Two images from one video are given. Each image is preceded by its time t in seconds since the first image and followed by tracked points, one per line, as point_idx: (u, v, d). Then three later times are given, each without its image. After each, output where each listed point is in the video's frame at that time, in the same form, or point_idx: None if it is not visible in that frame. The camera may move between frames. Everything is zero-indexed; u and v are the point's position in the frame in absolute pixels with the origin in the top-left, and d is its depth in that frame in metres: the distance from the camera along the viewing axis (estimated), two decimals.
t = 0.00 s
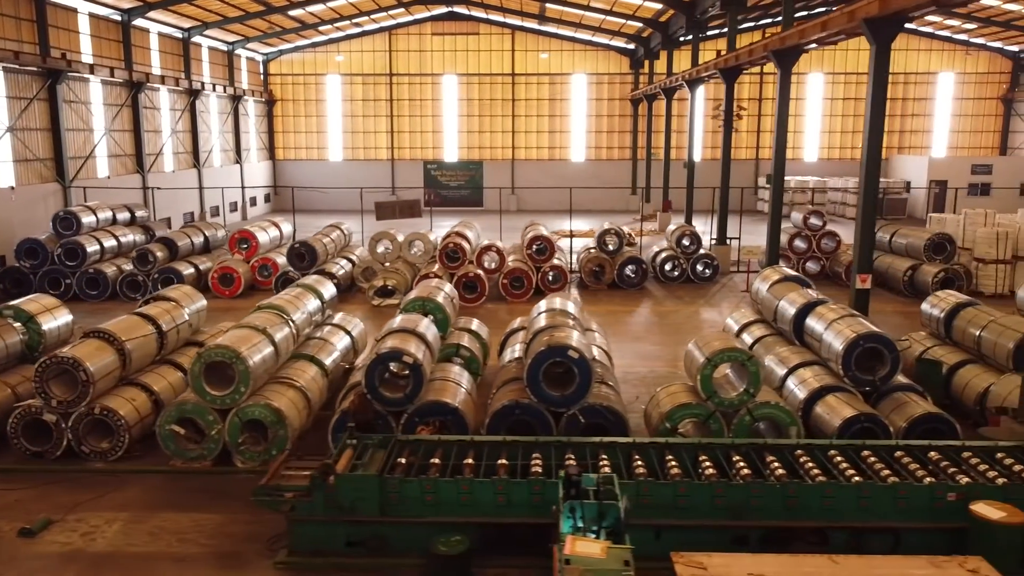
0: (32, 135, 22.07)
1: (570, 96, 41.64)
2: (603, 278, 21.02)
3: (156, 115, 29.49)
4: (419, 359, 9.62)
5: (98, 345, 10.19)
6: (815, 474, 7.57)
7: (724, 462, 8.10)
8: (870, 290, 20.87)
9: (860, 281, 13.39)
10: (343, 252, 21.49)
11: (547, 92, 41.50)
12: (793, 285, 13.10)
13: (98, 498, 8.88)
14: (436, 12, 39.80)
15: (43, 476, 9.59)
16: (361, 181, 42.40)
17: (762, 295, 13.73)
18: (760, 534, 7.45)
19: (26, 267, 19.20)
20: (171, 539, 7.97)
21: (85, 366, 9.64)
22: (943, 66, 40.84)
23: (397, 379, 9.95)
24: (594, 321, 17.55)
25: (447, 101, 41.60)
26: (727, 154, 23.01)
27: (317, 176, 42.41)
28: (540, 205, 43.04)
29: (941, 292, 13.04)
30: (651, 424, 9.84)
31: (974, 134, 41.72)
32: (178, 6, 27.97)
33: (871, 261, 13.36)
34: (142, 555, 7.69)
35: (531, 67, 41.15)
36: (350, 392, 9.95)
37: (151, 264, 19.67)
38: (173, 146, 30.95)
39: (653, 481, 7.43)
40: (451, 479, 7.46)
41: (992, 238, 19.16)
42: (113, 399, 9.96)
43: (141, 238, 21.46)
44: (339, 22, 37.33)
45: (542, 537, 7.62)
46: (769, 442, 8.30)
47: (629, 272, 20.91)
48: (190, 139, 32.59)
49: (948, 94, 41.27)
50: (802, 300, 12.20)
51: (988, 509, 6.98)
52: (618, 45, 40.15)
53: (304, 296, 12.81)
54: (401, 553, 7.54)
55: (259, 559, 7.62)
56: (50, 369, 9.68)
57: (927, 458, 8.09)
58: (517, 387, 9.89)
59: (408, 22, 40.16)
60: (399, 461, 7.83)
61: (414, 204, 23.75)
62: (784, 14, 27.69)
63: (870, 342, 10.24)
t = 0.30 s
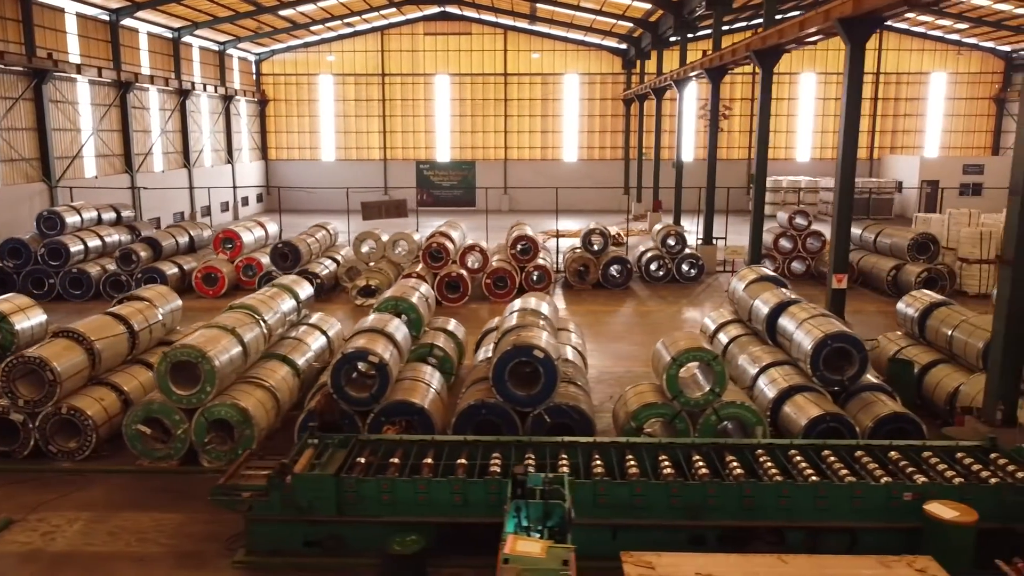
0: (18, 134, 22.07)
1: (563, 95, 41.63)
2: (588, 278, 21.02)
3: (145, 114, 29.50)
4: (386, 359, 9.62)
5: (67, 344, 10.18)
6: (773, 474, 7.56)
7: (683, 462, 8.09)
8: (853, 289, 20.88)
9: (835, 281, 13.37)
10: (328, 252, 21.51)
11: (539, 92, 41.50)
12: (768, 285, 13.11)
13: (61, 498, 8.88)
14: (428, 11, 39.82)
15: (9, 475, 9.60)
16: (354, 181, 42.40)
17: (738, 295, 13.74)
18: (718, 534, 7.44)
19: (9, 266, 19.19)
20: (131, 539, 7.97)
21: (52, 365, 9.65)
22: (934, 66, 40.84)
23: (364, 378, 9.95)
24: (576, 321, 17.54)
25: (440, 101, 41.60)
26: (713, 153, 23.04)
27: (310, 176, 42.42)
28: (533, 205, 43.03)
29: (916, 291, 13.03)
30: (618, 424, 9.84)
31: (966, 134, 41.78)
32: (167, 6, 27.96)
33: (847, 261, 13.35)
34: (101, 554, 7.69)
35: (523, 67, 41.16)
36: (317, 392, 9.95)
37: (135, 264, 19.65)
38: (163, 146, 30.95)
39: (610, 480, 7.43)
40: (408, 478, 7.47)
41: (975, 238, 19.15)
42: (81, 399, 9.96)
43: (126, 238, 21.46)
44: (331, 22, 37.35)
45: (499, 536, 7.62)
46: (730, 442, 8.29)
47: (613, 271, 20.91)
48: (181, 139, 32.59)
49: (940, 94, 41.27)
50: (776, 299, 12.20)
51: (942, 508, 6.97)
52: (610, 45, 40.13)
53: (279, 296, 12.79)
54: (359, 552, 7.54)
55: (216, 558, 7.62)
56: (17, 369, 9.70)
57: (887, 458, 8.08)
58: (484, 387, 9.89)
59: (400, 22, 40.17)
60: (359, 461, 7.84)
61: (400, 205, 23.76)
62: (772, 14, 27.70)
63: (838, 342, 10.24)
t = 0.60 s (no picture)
0: (3, 134, 22.06)
1: (555, 95, 41.59)
2: (573, 278, 21.03)
3: (134, 114, 29.48)
4: (352, 359, 9.61)
5: (36, 344, 10.18)
6: (730, 474, 7.56)
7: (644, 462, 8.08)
8: (837, 289, 20.89)
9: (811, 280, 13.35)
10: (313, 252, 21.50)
11: (532, 91, 41.46)
12: (744, 285, 13.12)
13: (25, 498, 8.88)
14: (421, 11, 39.81)
15: None
16: (347, 180, 42.39)
17: (715, 294, 13.74)
18: (675, 533, 7.43)
19: None
20: (90, 539, 7.96)
21: (19, 365, 9.66)
22: (927, 66, 40.80)
23: (331, 377, 9.97)
24: (558, 320, 17.53)
25: (432, 100, 41.57)
26: (699, 153, 23.04)
27: (302, 176, 42.41)
28: (526, 205, 43.03)
29: (891, 292, 13.02)
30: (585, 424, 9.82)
31: (959, 134, 41.82)
32: (155, 6, 27.93)
33: (823, 261, 13.34)
34: (59, 554, 7.68)
35: (515, 67, 41.14)
36: (285, 392, 9.95)
37: (118, 264, 19.61)
38: (153, 146, 30.95)
39: (567, 480, 7.43)
40: (365, 478, 7.47)
41: (959, 238, 19.14)
42: (48, 399, 9.97)
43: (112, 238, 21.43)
44: (322, 21, 37.34)
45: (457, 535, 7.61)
46: (691, 442, 8.29)
47: (598, 271, 20.92)
48: (171, 139, 32.60)
49: (932, 94, 41.25)
50: (750, 298, 12.21)
51: (896, 508, 6.96)
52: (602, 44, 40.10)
53: (254, 295, 12.77)
54: (316, 552, 7.54)
55: (174, 557, 7.62)
56: None
57: (848, 457, 8.07)
58: (451, 386, 9.89)
59: (392, 21, 40.14)
60: (318, 460, 7.84)
61: (387, 204, 23.75)
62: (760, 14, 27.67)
63: (807, 342, 10.24)
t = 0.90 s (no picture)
0: None
1: (548, 95, 41.59)
2: (557, 278, 21.05)
3: (124, 114, 29.48)
4: (319, 359, 9.60)
5: (4, 344, 10.18)
6: (688, 474, 7.56)
7: (605, 462, 8.08)
8: (822, 290, 20.88)
9: (788, 281, 13.33)
10: (299, 252, 21.52)
11: (524, 91, 41.45)
12: (720, 285, 13.13)
13: None
14: (413, 11, 39.83)
15: None
16: (339, 180, 42.40)
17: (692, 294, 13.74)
18: (632, 533, 7.43)
19: None
20: (49, 539, 7.95)
21: None
22: (919, 66, 40.78)
23: (299, 377, 9.98)
24: (539, 321, 17.53)
25: (424, 101, 41.54)
26: (685, 153, 23.03)
27: (295, 176, 42.43)
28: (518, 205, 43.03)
29: (867, 292, 13.01)
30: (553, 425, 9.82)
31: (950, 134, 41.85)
32: (144, 6, 27.90)
33: (800, 261, 13.32)
34: (16, 554, 7.67)
35: (507, 67, 41.13)
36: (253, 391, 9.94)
37: (101, 264, 19.57)
38: (143, 146, 30.95)
39: (524, 481, 7.43)
40: (322, 479, 7.47)
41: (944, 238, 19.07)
42: (16, 399, 9.99)
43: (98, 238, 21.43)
44: (314, 22, 37.35)
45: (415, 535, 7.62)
46: (652, 442, 8.28)
47: (583, 271, 20.93)
48: (161, 139, 32.60)
49: (925, 94, 41.25)
50: (723, 299, 12.21)
51: (850, 509, 6.95)
52: (594, 45, 40.09)
53: (230, 296, 12.74)
54: (274, 552, 7.54)
55: (131, 558, 7.60)
56: None
57: (808, 457, 8.06)
58: (419, 386, 9.89)
59: (385, 21, 40.14)
60: (278, 461, 7.85)
61: (374, 204, 23.74)
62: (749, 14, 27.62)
63: (776, 342, 10.23)
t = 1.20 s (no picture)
0: None
1: (540, 96, 41.59)
2: (542, 278, 21.04)
3: (113, 114, 29.48)
4: (285, 359, 9.59)
5: None
6: (645, 475, 7.55)
7: (565, 463, 8.08)
8: (807, 290, 20.87)
9: (765, 280, 13.31)
10: (285, 253, 21.51)
11: (517, 92, 41.45)
12: (696, 285, 13.13)
13: None
14: (405, 11, 39.84)
15: None
16: (332, 181, 42.40)
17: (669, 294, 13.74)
18: (589, 534, 7.43)
19: None
20: (9, 539, 7.94)
21: None
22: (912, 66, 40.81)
23: (267, 377, 9.98)
24: (521, 321, 17.53)
25: (417, 101, 41.54)
26: (671, 153, 23.02)
27: (287, 176, 42.44)
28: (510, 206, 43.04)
29: (843, 292, 12.99)
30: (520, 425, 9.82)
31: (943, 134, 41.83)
32: (133, 6, 27.90)
33: (776, 261, 13.30)
34: None
35: (499, 67, 41.15)
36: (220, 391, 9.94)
37: (85, 264, 19.54)
38: (133, 146, 30.95)
39: (481, 482, 7.43)
40: (280, 480, 7.47)
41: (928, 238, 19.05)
42: None
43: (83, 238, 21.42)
44: (306, 22, 37.35)
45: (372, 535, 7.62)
46: (613, 443, 8.27)
47: (567, 272, 20.94)
48: (152, 139, 32.62)
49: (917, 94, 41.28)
50: (698, 298, 12.20)
51: (804, 509, 6.95)
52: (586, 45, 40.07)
53: (205, 296, 12.73)
54: (232, 552, 7.53)
55: (88, 558, 7.59)
56: None
57: (769, 458, 8.05)
58: (387, 386, 9.89)
59: (377, 22, 40.15)
60: (238, 461, 7.85)
61: (360, 204, 23.73)
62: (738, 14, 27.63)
63: (745, 342, 10.22)
